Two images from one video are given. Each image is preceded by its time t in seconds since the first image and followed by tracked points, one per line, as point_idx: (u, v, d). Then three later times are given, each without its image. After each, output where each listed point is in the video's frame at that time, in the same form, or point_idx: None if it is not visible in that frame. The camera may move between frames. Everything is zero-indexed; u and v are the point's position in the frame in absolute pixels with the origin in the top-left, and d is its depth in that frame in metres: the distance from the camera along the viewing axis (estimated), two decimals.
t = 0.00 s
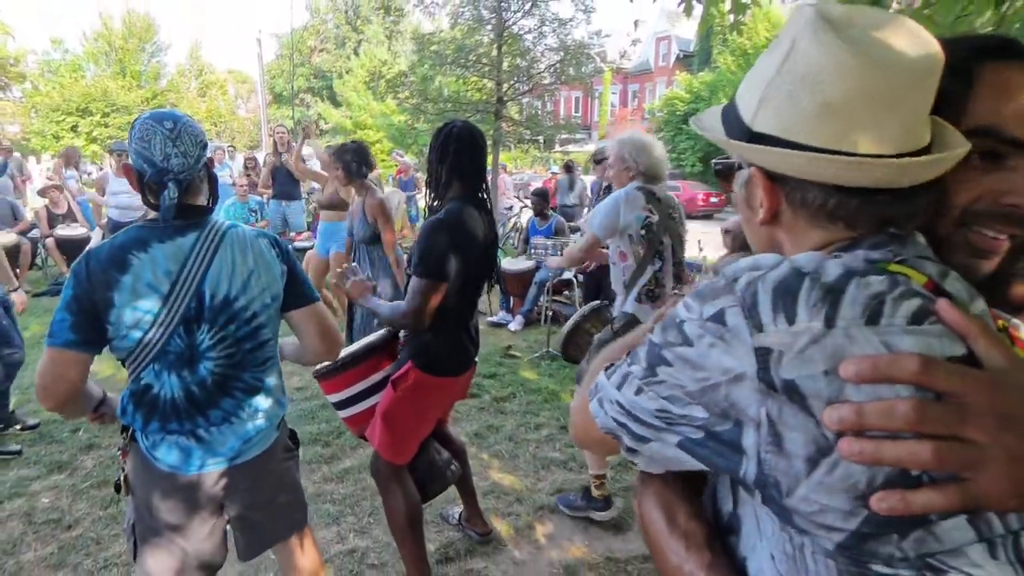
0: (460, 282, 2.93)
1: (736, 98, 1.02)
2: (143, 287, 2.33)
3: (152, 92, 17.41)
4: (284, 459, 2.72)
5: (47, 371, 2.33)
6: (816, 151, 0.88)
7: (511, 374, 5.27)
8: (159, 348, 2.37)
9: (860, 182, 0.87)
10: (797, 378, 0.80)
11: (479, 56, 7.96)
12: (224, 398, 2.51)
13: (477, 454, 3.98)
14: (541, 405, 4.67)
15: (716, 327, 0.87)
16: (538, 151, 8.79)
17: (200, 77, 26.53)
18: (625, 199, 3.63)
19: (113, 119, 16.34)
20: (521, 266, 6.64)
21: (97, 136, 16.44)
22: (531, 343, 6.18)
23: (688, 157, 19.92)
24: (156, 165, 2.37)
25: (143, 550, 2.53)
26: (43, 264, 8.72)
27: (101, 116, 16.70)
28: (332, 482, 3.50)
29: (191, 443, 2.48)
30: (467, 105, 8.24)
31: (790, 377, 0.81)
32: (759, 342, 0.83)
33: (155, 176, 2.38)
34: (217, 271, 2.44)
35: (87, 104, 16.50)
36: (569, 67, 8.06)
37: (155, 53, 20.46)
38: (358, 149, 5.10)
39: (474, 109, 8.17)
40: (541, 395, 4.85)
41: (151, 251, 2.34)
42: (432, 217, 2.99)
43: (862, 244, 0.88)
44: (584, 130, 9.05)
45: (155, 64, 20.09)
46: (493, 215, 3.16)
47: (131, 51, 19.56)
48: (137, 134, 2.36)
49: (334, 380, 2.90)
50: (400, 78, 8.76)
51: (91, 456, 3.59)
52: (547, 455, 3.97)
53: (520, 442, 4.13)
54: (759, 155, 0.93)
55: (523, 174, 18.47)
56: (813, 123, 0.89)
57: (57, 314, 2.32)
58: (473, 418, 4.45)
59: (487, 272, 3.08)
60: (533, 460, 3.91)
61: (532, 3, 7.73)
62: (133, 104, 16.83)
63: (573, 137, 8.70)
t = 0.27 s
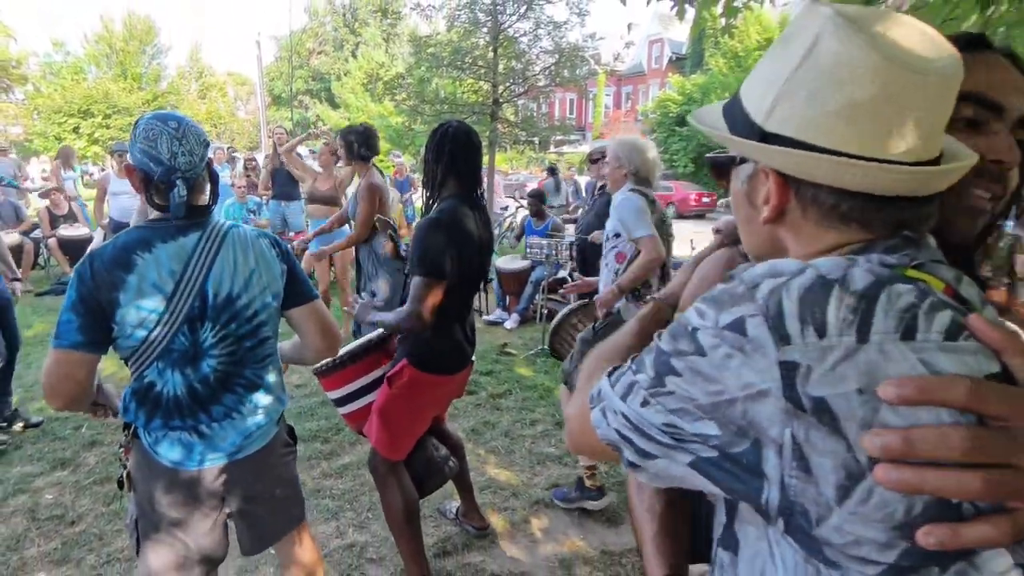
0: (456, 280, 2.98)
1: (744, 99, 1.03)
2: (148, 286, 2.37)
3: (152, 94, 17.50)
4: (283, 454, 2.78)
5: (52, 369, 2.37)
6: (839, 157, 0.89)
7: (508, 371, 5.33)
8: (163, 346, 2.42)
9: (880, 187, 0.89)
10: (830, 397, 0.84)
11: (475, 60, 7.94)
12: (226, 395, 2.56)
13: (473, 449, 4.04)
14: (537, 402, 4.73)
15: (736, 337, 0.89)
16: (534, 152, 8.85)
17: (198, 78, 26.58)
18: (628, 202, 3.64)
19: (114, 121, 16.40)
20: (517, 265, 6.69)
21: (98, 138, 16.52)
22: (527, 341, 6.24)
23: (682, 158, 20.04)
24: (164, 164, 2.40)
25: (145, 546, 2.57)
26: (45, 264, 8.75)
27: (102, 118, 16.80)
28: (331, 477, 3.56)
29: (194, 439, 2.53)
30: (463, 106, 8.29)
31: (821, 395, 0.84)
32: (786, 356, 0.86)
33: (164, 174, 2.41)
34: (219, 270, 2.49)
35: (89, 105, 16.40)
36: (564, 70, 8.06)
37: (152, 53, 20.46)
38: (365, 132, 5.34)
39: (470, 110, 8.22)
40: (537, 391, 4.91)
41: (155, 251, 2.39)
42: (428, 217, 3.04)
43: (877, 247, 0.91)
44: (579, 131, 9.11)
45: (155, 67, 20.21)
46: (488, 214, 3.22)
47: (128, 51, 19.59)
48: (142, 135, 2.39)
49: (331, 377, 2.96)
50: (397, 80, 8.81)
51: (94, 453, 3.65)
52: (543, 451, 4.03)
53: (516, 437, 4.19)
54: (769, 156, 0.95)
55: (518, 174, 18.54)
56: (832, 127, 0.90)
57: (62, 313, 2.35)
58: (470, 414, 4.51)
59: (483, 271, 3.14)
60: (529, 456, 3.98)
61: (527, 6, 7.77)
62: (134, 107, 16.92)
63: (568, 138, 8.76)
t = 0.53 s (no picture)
0: (452, 278, 3.03)
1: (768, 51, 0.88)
2: (150, 285, 2.40)
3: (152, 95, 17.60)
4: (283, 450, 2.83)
5: (55, 367, 2.40)
6: (882, 131, 0.74)
7: (504, 368, 5.38)
8: (165, 344, 2.46)
9: (941, 186, 0.74)
10: (971, 560, 0.64)
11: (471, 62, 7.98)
12: (226, 392, 2.61)
13: (470, 445, 4.10)
14: (532, 398, 4.79)
15: (823, 490, 0.65)
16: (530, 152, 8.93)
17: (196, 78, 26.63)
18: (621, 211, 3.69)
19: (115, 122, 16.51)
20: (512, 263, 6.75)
21: (99, 138, 16.60)
22: (522, 338, 6.29)
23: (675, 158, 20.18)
24: (171, 165, 2.45)
25: (147, 540, 2.62)
26: (47, 263, 8.82)
27: (103, 119, 16.88)
28: (331, 473, 3.61)
29: (195, 436, 2.58)
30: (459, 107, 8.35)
31: (962, 561, 0.64)
32: (911, 513, 0.64)
33: (171, 175, 2.45)
34: (220, 269, 2.54)
35: (89, 107, 16.58)
36: (559, 72, 8.11)
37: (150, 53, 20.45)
38: (377, 159, 5.29)
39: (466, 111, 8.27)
40: (533, 388, 4.97)
41: (157, 250, 2.42)
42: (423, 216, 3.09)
43: (920, 270, 0.77)
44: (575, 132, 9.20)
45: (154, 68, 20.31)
46: (484, 213, 3.27)
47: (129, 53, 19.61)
48: (149, 136, 2.44)
49: (329, 374, 3.01)
50: (395, 81, 8.88)
51: (96, 450, 3.70)
52: (538, 446, 4.09)
53: (512, 433, 4.25)
54: (797, 130, 0.80)
55: (514, 174, 18.62)
56: (881, 87, 0.74)
57: (65, 312, 2.37)
58: (466, 410, 4.56)
59: (479, 269, 3.19)
60: (525, 451, 4.04)
61: (522, 9, 7.82)
62: (134, 108, 17.01)
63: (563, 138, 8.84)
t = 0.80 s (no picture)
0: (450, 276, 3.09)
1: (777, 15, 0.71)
2: (152, 281, 2.46)
3: (152, 93, 17.67)
4: (282, 443, 2.89)
5: (59, 361, 2.45)
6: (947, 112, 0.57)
7: (500, 362, 5.46)
8: (167, 339, 2.51)
9: (1017, 188, 0.57)
10: None
11: (467, 60, 8.02)
12: (227, 386, 2.66)
13: (466, 437, 4.17)
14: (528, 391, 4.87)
15: None
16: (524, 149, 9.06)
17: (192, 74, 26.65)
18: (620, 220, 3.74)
19: (116, 119, 16.54)
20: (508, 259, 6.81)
21: (99, 136, 16.66)
22: (518, 332, 6.36)
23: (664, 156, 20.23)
24: (172, 164, 2.49)
25: (149, 531, 2.68)
26: (50, 259, 8.91)
27: (103, 117, 16.96)
28: (330, 464, 3.69)
29: (196, 429, 2.63)
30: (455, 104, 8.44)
31: None
32: None
33: (172, 173, 2.49)
34: (221, 266, 2.58)
35: (90, 105, 16.68)
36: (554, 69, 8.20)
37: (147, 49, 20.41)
38: (377, 133, 5.43)
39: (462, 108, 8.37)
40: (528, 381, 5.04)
41: (159, 246, 2.47)
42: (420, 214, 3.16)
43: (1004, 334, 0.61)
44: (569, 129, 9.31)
45: (155, 68, 20.45)
46: (480, 212, 3.34)
47: (127, 51, 19.58)
48: (153, 133, 2.48)
49: (326, 369, 3.07)
50: (392, 79, 8.95)
51: (99, 443, 3.76)
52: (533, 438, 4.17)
53: (508, 425, 4.32)
54: (818, 109, 0.66)
55: (510, 169, 18.70)
56: (949, 41, 0.57)
57: (69, 307, 2.43)
58: (463, 403, 4.63)
59: (475, 267, 3.26)
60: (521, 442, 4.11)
61: (517, 8, 7.83)
62: (134, 106, 17.07)
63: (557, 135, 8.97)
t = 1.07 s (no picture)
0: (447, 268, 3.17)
1: None
2: (152, 273, 2.51)
3: (151, 89, 17.78)
4: (281, 432, 2.96)
5: (62, 352, 2.51)
6: None
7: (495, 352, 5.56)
8: (167, 330, 2.57)
9: None
10: None
11: (462, 55, 8.17)
12: (227, 377, 2.72)
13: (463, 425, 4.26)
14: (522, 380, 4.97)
15: None
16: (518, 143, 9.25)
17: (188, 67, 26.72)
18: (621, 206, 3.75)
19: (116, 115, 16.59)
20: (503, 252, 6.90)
21: (99, 132, 16.71)
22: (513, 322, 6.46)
23: (655, 150, 20.47)
24: (179, 154, 2.54)
25: (153, 519, 2.74)
26: (51, 254, 9.01)
27: (103, 112, 17.03)
28: (330, 452, 3.77)
29: (196, 419, 2.69)
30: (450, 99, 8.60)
31: None
32: None
33: (178, 164, 2.55)
34: (221, 259, 2.64)
35: (89, 100, 16.75)
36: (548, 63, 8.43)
37: (142, 43, 20.46)
38: (376, 131, 5.39)
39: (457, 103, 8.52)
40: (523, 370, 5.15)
41: (159, 239, 2.52)
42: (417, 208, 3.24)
43: None
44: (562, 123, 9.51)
45: (153, 63, 20.53)
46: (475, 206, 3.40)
47: (126, 47, 19.72)
48: (161, 125, 2.53)
49: (325, 360, 3.16)
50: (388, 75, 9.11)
51: (103, 433, 3.86)
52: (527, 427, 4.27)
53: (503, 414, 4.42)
54: (986, 86, 0.59)
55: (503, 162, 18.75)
56: None
57: (71, 298, 2.49)
58: (459, 392, 4.73)
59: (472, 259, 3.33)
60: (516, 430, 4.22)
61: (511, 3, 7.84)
62: (133, 101, 17.19)
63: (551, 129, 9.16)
